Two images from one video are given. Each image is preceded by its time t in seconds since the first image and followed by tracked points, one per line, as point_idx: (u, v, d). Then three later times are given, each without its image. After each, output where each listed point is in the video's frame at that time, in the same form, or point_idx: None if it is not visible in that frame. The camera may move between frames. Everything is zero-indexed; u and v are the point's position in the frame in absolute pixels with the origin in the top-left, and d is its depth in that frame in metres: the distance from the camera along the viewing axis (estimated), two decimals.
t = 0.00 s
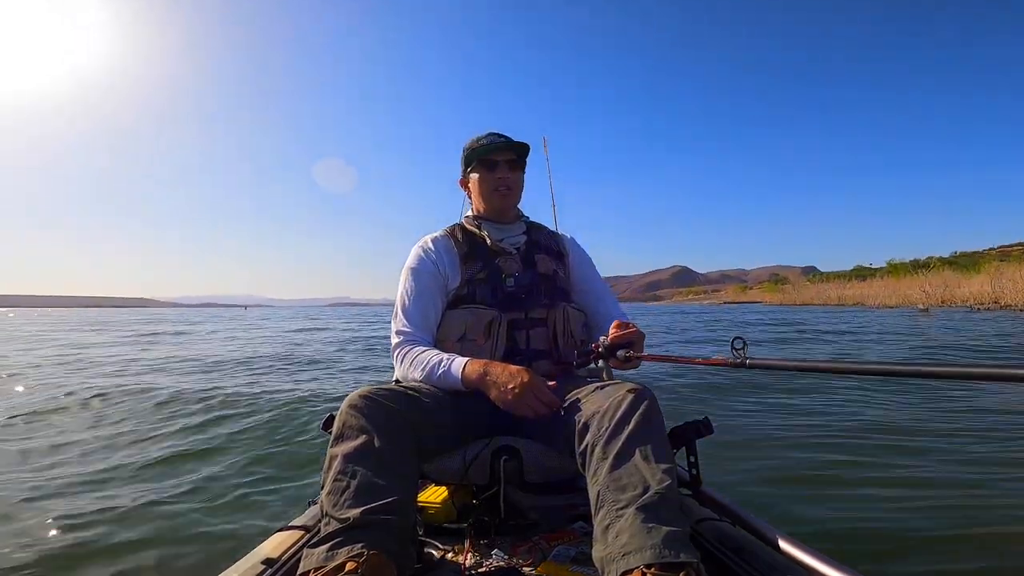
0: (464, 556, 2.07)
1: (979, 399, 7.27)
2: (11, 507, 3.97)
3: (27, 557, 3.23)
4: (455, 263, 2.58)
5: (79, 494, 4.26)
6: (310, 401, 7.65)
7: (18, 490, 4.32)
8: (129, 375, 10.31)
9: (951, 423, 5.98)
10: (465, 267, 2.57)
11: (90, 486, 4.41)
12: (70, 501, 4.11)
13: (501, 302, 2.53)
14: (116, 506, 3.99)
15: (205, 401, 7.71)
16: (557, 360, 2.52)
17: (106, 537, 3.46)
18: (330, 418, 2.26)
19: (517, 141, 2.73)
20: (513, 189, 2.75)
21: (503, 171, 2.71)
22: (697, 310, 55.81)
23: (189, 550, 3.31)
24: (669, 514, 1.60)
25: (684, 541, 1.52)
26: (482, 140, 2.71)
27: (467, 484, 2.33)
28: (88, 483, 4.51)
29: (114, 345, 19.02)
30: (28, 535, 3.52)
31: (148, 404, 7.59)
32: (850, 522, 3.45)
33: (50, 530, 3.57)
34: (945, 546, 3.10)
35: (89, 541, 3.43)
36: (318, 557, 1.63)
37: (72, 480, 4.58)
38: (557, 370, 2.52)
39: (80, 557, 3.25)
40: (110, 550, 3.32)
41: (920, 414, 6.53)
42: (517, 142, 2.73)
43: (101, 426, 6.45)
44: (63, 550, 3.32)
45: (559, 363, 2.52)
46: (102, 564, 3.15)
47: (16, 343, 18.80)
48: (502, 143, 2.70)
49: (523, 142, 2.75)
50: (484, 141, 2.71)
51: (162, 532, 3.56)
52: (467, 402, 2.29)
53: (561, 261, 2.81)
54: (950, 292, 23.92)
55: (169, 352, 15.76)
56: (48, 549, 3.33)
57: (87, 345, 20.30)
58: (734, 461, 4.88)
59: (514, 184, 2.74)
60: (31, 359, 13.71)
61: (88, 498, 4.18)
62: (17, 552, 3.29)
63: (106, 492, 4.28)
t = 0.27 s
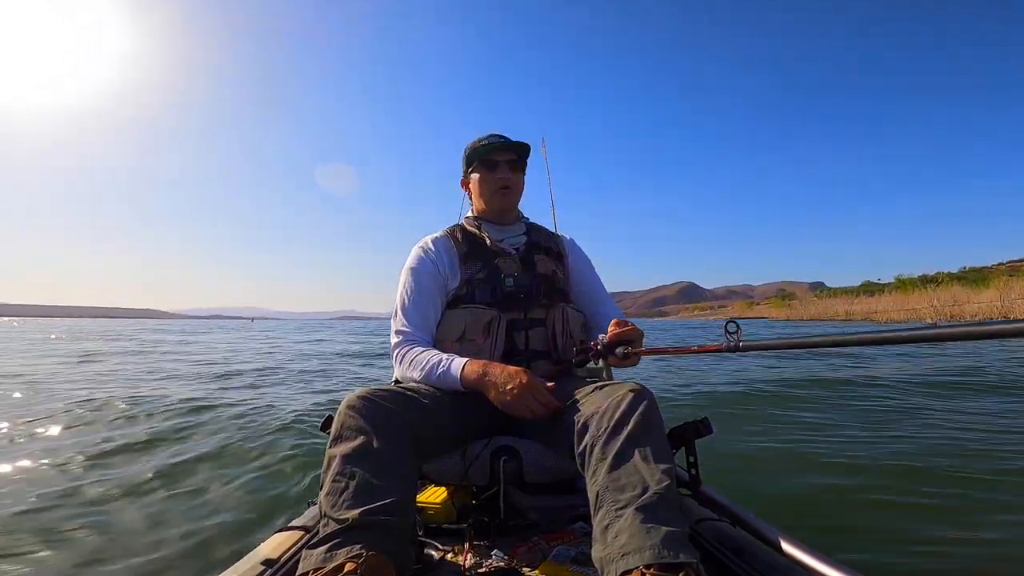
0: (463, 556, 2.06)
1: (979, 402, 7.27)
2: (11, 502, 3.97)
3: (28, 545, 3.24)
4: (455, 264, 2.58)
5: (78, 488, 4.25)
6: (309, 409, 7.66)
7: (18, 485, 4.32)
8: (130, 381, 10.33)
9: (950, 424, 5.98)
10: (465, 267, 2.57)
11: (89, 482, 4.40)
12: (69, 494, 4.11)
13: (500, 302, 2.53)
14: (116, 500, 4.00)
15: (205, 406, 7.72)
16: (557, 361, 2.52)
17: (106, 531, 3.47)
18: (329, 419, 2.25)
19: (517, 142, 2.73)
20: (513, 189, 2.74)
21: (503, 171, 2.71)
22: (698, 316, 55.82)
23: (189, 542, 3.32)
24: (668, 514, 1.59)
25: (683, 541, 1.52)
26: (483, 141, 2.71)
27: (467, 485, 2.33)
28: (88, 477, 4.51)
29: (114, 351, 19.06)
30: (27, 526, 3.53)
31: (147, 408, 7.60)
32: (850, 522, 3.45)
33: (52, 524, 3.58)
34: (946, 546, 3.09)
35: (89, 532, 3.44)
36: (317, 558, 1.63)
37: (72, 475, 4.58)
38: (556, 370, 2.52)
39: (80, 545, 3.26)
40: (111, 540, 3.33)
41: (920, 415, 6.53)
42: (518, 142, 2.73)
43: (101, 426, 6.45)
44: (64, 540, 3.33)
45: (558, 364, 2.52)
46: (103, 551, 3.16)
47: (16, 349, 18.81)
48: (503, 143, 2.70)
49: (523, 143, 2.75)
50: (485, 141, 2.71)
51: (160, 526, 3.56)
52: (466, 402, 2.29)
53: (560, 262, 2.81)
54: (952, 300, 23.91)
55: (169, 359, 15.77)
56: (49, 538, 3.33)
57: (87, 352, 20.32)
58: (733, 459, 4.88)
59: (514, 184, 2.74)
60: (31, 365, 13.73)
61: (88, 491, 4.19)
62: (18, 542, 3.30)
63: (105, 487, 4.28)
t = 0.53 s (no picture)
0: (463, 557, 2.06)
1: (980, 402, 7.25)
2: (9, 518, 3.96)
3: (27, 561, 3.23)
4: (453, 264, 2.57)
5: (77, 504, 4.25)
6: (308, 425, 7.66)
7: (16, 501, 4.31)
8: (129, 400, 10.33)
9: (951, 424, 5.96)
10: (463, 267, 2.57)
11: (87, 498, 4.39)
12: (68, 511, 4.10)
13: (498, 302, 2.52)
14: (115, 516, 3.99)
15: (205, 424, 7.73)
16: (556, 359, 2.52)
17: (106, 544, 3.46)
18: (327, 419, 2.24)
19: (514, 141, 2.73)
20: (510, 189, 2.74)
21: (500, 170, 2.71)
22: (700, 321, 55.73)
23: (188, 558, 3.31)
24: (668, 514, 1.59)
25: (683, 541, 1.51)
26: (479, 141, 2.71)
27: (467, 485, 2.33)
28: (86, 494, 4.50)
29: (113, 368, 19.04)
30: (26, 543, 3.52)
31: (146, 425, 7.61)
32: (851, 523, 3.43)
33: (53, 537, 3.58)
34: (946, 545, 3.08)
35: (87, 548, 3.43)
36: (316, 558, 1.62)
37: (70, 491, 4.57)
38: (555, 369, 2.52)
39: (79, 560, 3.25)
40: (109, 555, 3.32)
41: (920, 415, 6.52)
42: (514, 142, 2.73)
43: (100, 444, 6.45)
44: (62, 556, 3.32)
45: (557, 362, 2.52)
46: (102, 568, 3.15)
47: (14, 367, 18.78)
48: (499, 143, 2.70)
49: (520, 142, 2.75)
50: (481, 141, 2.70)
51: (159, 542, 3.55)
52: (466, 401, 2.29)
53: (558, 261, 2.81)
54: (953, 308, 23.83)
55: (169, 376, 15.77)
56: (47, 554, 3.32)
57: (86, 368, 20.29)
58: (733, 460, 4.87)
59: (511, 184, 2.74)
60: (30, 383, 13.72)
61: (86, 507, 4.18)
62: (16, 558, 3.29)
63: (103, 503, 4.27)
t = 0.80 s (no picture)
0: (463, 556, 2.06)
1: (978, 401, 7.24)
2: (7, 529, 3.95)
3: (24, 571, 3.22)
4: (451, 264, 2.58)
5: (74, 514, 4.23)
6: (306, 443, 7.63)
7: (13, 509, 4.30)
8: (126, 412, 10.31)
9: (950, 423, 5.96)
10: (461, 267, 2.57)
11: (84, 508, 4.38)
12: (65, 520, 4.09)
13: (497, 300, 2.53)
14: (112, 525, 3.97)
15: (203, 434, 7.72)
16: (556, 357, 2.52)
17: (106, 554, 3.46)
18: (327, 419, 2.24)
19: (508, 140, 2.73)
20: (505, 189, 2.74)
21: (495, 170, 2.71)
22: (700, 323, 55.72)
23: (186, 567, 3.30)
24: (668, 513, 1.59)
25: (683, 541, 1.51)
26: (473, 141, 2.72)
27: (467, 485, 2.33)
28: (84, 503, 4.49)
29: (111, 378, 19.01)
30: (25, 552, 3.51)
31: (144, 437, 7.59)
32: (850, 523, 3.42)
33: (53, 546, 3.58)
34: (946, 545, 3.07)
35: (85, 558, 3.42)
36: (316, 557, 1.62)
37: (67, 501, 4.56)
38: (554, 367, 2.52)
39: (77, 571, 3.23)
40: (108, 565, 3.31)
41: (919, 415, 6.52)
42: (508, 142, 2.73)
43: (98, 453, 6.44)
44: (61, 566, 3.30)
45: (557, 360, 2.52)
46: None
47: (14, 379, 18.78)
48: (493, 143, 2.71)
49: (513, 142, 2.75)
50: (474, 141, 2.71)
51: (157, 551, 3.53)
52: (465, 401, 2.29)
53: (555, 259, 2.81)
54: (953, 309, 23.80)
55: (167, 387, 15.75)
56: (44, 565, 3.31)
57: (85, 378, 20.27)
58: (733, 461, 4.85)
59: (506, 183, 2.74)
60: (28, 395, 13.70)
61: (84, 516, 4.16)
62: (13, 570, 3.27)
63: (101, 513, 4.26)
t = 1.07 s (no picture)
0: (463, 556, 2.06)
1: (979, 400, 7.24)
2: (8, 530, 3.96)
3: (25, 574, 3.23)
4: (452, 264, 2.58)
5: (74, 515, 4.24)
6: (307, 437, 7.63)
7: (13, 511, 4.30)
8: (126, 408, 10.32)
9: (950, 421, 5.96)
10: (461, 266, 2.57)
11: (84, 510, 4.38)
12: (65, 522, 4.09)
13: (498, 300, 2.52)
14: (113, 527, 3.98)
15: (202, 434, 7.72)
16: (556, 357, 2.52)
17: (106, 556, 3.46)
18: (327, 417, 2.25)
19: (506, 141, 2.73)
20: (504, 189, 2.74)
21: (494, 170, 2.71)
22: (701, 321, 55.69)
23: (186, 568, 3.30)
24: (667, 513, 1.59)
25: (683, 541, 1.52)
26: (472, 141, 2.71)
27: (467, 485, 2.33)
28: (83, 505, 4.50)
29: (111, 377, 19.00)
30: (25, 554, 3.52)
31: (145, 436, 7.59)
32: (850, 523, 3.42)
33: (52, 550, 3.59)
34: (946, 545, 3.07)
35: (86, 559, 3.42)
36: (316, 557, 1.62)
37: (66, 504, 4.56)
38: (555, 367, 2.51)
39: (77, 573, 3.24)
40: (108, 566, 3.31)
41: (919, 414, 6.51)
42: (507, 141, 2.73)
43: (98, 454, 6.44)
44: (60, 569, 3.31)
45: (557, 359, 2.52)
46: None
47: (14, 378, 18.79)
48: (492, 143, 2.70)
49: (512, 142, 2.75)
50: (473, 141, 2.70)
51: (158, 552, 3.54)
52: (465, 400, 2.29)
53: (555, 259, 2.81)
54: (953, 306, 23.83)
55: (167, 385, 15.75)
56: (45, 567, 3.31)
57: (85, 375, 20.29)
58: (732, 460, 4.86)
59: (506, 183, 2.74)
60: (28, 392, 13.71)
61: (85, 518, 4.17)
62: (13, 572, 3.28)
63: (101, 514, 4.27)
